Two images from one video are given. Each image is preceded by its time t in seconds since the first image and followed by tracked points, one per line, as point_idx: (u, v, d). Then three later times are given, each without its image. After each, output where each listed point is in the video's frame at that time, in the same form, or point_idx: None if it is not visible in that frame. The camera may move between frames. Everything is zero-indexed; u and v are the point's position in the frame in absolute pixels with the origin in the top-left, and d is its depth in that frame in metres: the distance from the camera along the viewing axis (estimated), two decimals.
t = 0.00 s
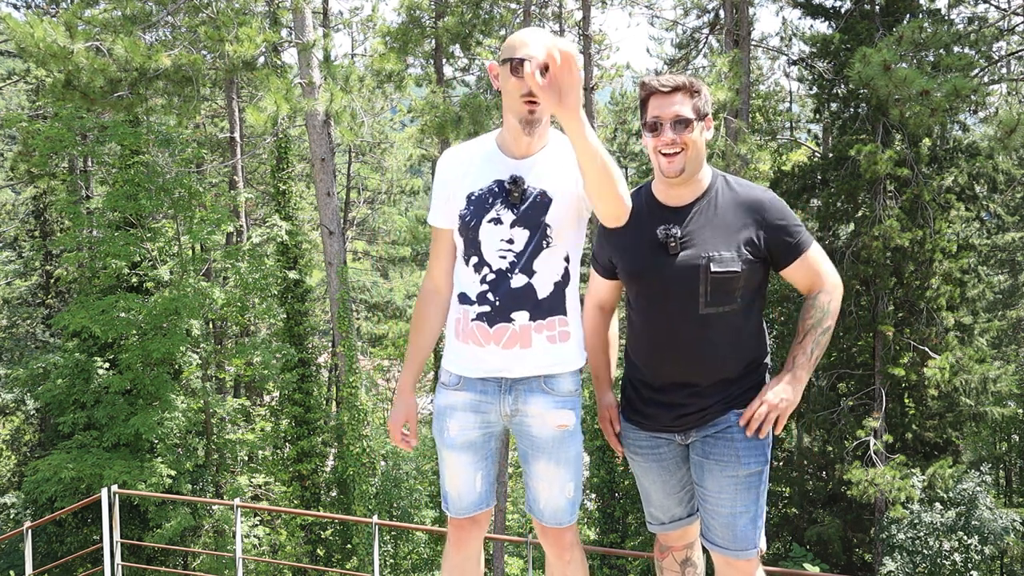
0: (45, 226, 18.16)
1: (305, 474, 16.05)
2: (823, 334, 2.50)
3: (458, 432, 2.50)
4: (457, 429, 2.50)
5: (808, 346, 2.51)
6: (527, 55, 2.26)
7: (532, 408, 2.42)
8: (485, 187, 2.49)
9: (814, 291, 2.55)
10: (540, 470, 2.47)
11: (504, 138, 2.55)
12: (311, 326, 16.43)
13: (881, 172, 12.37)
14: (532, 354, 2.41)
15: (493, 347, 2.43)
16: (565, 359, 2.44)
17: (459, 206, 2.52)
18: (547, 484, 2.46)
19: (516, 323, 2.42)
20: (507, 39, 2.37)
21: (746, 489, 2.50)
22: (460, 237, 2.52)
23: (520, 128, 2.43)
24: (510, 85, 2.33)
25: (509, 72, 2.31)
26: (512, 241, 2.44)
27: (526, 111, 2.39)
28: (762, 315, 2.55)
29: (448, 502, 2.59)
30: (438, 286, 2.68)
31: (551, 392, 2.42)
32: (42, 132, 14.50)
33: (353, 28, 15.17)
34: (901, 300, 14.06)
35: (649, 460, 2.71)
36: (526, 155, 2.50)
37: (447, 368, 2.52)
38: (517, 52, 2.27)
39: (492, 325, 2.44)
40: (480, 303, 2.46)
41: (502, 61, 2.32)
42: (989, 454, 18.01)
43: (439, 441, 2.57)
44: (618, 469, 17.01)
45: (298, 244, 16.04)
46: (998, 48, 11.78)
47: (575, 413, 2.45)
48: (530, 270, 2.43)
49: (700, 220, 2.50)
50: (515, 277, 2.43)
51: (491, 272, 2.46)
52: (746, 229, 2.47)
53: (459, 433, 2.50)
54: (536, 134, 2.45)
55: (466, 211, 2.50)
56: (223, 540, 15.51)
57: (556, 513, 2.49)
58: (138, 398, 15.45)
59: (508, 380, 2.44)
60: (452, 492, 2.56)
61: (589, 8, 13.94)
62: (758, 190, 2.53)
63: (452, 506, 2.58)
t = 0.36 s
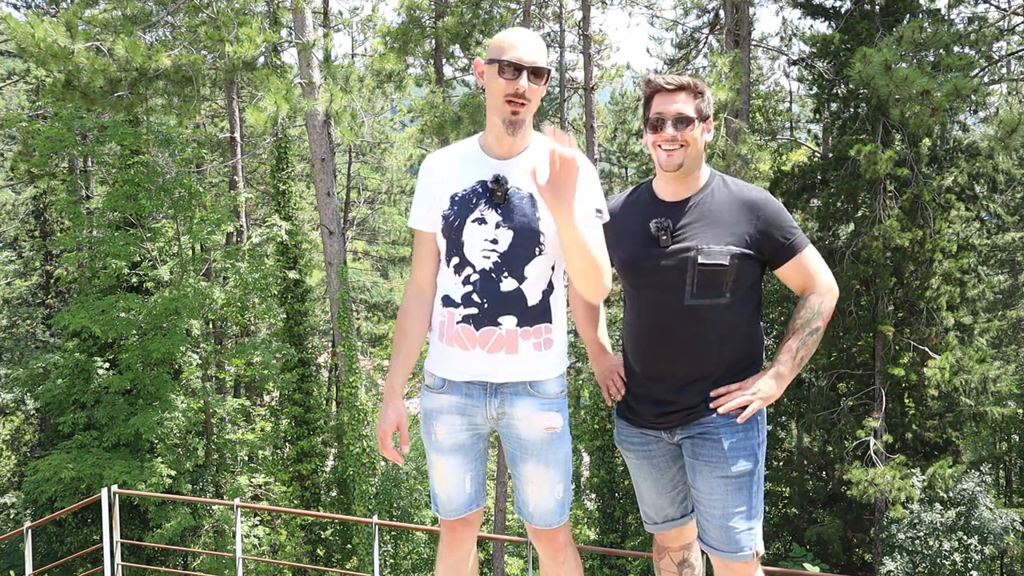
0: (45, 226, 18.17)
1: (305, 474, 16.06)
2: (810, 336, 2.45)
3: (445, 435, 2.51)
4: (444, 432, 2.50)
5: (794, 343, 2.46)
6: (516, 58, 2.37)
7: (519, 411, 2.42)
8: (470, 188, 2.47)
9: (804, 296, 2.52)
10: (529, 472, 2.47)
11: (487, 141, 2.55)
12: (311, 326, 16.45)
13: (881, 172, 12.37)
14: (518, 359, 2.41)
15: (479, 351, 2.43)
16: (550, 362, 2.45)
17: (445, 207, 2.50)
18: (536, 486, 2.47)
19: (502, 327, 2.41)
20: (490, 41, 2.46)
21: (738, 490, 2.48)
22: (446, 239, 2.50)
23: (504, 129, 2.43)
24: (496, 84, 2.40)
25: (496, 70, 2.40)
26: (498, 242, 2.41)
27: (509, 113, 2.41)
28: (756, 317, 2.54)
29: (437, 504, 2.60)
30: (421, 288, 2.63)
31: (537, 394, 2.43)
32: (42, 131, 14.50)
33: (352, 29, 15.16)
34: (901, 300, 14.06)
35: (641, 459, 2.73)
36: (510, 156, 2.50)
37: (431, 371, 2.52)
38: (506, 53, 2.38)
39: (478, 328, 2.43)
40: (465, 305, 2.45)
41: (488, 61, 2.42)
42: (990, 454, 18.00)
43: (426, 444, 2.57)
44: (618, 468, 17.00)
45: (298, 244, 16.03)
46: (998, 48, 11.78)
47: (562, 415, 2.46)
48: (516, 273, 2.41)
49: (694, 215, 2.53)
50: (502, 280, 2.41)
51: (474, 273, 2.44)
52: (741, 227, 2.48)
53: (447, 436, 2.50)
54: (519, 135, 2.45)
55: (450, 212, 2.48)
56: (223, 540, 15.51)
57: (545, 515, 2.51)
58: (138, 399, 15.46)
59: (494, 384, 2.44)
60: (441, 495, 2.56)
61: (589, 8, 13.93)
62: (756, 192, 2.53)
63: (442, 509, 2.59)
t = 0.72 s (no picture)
0: (45, 226, 18.17)
1: (305, 474, 16.06)
2: (805, 342, 2.48)
3: (446, 436, 2.51)
4: (445, 433, 2.50)
5: (788, 351, 2.50)
6: (509, 52, 2.38)
7: (521, 411, 2.42)
8: (468, 190, 2.47)
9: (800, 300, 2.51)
10: (530, 472, 2.47)
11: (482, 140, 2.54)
12: (311, 326, 16.45)
13: (881, 172, 12.37)
14: (520, 360, 2.41)
15: (480, 352, 2.43)
16: (550, 363, 2.44)
17: (442, 210, 2.50)
18: (537, 486, 2.47)
19: (503, 330, 2.41)
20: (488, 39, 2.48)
21: (733, 491, 2.49)
22: (444, 242, 2.50)
23: (500, 122, 2.43)
24: (491, 79, 2.41)
25: (490, 64, 2.41)
26: (497, 243, 2.41)
27: (503, 104, 2.42)
28: (752, 312, 2.53)
29: (438, 506, 2.60)
30: (418, 287, 2.64)
31: (537, 395, 2.43)
32: (42, 132, 14.51)
33: (352, 28, 15.15)
34: (901, 300, 14.06)
35: (639, 457, 2.73)
36: (507, 156, 2.49)
37: (431, 372, 2.52)
38: (497, 47, 2.39)
39: (479, 330, 2.43)
40: (466, 307, 2.45)
41: (483, 57, 2.43)
42: (990, 454, 18.00)
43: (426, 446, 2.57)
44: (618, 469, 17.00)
45: (298, 244, 16.02)
46: (998, 48, 11.78)
47: (562, 415, 2.47)
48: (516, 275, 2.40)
49: (691, 211, 2.55)
50: (502, 282, 2.41)
51: (475, 276, 2.43)
52: (737, 221, 2.49)
53: (447, 437, 2.50)
54: (515, 130, 2.45)
55: (449, 215, 2.48)
56: (223, 540, 15.51)
57: (546, 515, 2.51)
58: (138, 398, 15.46)
59: (495, 384, 2.44)
60: (442, 496, 2.56)
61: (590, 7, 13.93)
62: (754, 188, 2.54)
63: (442, 510, 2.59)
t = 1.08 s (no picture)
0: (45, 226, 18.16)
1: (305, 474, 16.05)
2: (802, 344, 2.49)
3: (452, 434, 2.50)
4: (452, 430, 2.49)
5: (788, 351, 2.50)
6: (523, 55, 2.37)
7: (528, 408, 2.42)
8: (473, 186, 2.46)
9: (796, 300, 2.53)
10: (536, 469, 2.48)
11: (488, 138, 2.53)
12: (311, 326, 16.44)
13: (881, 172, 12.37)
14: (528, 356, 2.41)
15: (487, 348, 2.41)
16: (557, 358, 2.44)
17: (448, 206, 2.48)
18: (543, 482, 2.47)
19: (510, 325, 2.40)
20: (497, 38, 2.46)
21: (731, 491, 2.49)
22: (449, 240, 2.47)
23: (506, 125, 2.42)
24: (502, 79, 2.39)
25: (501, 65, 2.40)
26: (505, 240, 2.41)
27: (512, 105, 2.40)
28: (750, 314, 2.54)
29: (442, 503, 2.59)
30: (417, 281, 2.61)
31: (544, 391, 2.43)
32: (42, 132, 14.52)
33: (352, 29, 15.14)
34: (901, 300, 14.06)
35: (637, 457, 2.73)
36: (513, 154, 2.49)
37: (437, 370, 2.49)
38: (511, 50, 2.38)
39: (487, 326, 2.41)
40: (473, 304, 2.42)
41: (495, 57, 2.41)
42: (990, 454, 18.00)
43: (431, 444, 2.56)
44: (618, 468, 17.01)
45: (298, 244, 16.01)
46: (998, 48, 11.78)
47: (568, 411, 2.47)
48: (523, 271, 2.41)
49: (690, 211, 2.54)
50: (509, 278, 2.41)
51: (482, 272, 2.42)
52: (736, 222, 2.49)
53: (454, 434, 2.49)
54: (521, 131, 2.45)
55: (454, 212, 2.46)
56: (223, 540, 15.51)
57: (551, 512, 2.51)
58: (138, 399, 15.46)
59: (501, 381, 2.43)
60: (448, 494, 2.55)
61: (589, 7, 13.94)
62: (751, 190, 2.55)
63: (447, 508, 2.58)
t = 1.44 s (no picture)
0: (45, 226, 18.15)
1: (305, 474, 16.05)
2: (798, 346, 2.49)
3: (457, 434, 2.50)
4: (456, 431, 2.49)
5: (784, 352, 2.49)
6: (525, 53, 2.37)
7: (533, 407, 2.43)
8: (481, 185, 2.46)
9: (793, 300, 2.53)
10: (541, 469, 2.48)
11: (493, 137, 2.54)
12: (311, 326, 16.43)
13: (881, 172, 12.37)
14: (536, 353, 2.41)
15: (495, 346, 2.41)
16: (564, 356, 2.46)
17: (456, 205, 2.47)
18: (548, 482, 2.48)
19: (518, 323, 2.41)
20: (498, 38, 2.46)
21: (729, 491, 2.49)
22: (456, 239, 2.45)
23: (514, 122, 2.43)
24: (506, 79, 2.39)
25: (506, 65, 2.39)
26: (513, 238, 2.41)
27: (518, 104, 2.41)
28: (748, 315, 2.54)
29: (446, 504, 2.59)
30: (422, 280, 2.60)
31: (549, 390, 2.44)
32: (42, 132, 14.52)
33: (352, 29, 15.13)
34: (901, 300, 14.06)
35: (636, 457, 2.73)
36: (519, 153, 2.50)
37: (441, 370, 2.48)
38: (513, 48, 2.37)
39: (494, 324, 2.41)
40: (481, 302, 2.42)
41: (496, 58, 2.41)
42: (990, 454, 17.99)
43: (435, 445, 2.55)
44: (619, 468, 17.01)
45: (298, 244, 16.00)
46: (998, 48, 11.78)
47: (573, 411, 2.47)
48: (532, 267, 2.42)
49: (687, 211, 2.55)
50: (517, 276, 2.41)
51: (490, 271, 2.41)
52: (733, 223, 2.49)
53: (459, 434, 2.49)
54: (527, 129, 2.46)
55: (462, 210, 2.45)
56: (223, 540, 15.51)
57: (555, 511, 2.51)
58: (138, 398, 15.46)
59: (507, 380, 2.44)
60: (452, 495, 2.55)
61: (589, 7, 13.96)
62: (748, 190, 2.55)
63: (451, 509, 2.58)
